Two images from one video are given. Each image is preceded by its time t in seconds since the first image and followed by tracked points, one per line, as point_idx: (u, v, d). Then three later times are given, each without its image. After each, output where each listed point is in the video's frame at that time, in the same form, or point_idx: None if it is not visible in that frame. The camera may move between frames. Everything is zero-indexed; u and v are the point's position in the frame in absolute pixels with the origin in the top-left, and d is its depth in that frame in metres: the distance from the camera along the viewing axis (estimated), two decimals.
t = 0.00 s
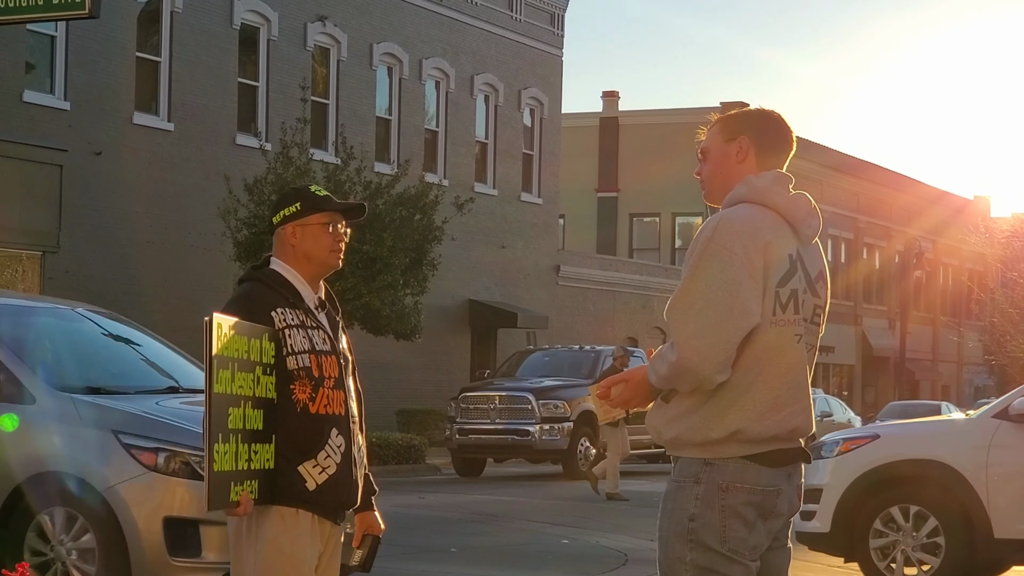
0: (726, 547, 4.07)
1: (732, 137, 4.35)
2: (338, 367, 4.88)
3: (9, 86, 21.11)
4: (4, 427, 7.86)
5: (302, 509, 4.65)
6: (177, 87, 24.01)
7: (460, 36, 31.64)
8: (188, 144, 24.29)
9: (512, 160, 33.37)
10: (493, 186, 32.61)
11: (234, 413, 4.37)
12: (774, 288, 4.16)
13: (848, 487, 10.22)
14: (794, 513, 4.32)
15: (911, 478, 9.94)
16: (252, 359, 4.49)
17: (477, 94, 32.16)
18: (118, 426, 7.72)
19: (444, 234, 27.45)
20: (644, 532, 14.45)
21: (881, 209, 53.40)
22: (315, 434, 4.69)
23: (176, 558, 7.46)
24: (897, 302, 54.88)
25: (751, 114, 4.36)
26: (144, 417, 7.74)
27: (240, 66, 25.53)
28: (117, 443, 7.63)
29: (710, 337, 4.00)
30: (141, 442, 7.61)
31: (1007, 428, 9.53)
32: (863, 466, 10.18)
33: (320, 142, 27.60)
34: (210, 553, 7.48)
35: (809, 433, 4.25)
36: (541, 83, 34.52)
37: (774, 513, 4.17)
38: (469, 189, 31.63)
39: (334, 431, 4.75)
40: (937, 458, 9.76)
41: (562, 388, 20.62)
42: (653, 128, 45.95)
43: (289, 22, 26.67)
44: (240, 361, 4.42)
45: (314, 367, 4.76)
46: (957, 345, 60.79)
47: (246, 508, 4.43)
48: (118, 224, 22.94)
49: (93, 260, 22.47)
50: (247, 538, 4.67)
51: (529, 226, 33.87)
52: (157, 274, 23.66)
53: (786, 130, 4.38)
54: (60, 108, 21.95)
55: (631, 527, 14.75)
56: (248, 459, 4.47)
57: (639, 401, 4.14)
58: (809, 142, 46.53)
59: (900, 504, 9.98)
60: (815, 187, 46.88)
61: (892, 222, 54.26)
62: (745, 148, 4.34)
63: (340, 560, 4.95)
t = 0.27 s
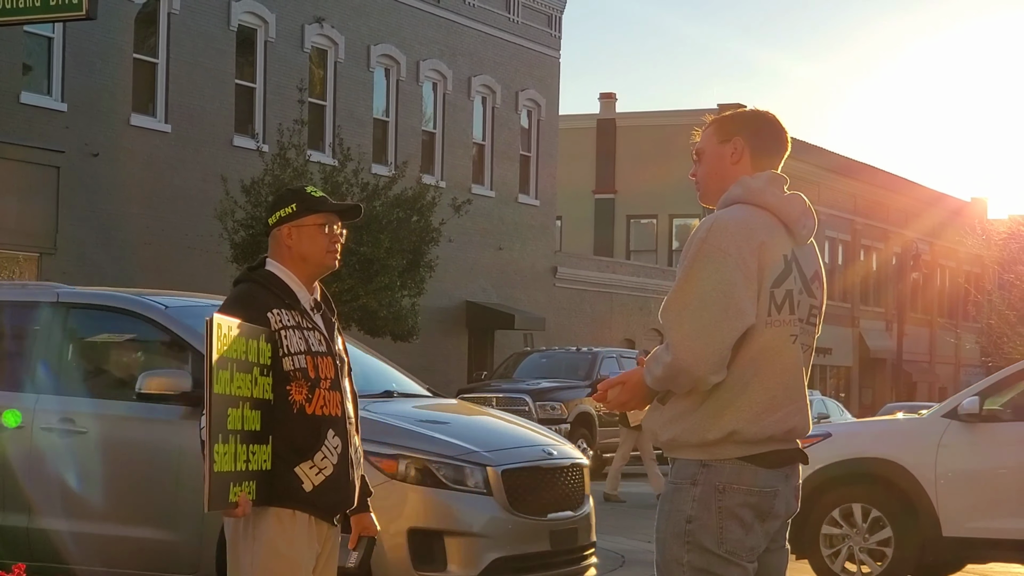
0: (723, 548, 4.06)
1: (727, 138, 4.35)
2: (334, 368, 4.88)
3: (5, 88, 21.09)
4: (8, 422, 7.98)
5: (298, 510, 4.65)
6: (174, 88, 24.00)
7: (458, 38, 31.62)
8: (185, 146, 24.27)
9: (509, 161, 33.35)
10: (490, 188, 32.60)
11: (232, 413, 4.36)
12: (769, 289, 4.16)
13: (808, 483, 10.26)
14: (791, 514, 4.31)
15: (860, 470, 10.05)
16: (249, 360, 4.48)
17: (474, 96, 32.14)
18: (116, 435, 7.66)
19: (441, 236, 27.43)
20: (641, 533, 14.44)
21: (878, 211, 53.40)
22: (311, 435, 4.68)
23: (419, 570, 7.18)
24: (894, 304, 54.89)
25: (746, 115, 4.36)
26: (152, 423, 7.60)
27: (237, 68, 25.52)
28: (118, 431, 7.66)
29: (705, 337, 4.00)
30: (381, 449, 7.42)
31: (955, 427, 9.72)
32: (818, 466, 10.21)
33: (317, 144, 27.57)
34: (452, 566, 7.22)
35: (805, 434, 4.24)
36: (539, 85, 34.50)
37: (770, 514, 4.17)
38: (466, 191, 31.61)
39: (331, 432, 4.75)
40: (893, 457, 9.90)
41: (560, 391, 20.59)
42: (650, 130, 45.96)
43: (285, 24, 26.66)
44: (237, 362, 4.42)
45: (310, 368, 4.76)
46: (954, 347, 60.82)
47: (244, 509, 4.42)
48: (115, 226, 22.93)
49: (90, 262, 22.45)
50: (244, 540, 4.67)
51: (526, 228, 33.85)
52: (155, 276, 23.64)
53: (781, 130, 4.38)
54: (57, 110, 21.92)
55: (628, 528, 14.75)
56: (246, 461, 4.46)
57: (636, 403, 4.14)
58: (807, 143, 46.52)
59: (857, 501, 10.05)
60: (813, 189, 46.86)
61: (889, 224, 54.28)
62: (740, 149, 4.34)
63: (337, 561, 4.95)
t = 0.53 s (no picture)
0: (720, 550, 4.06)
1: (723, 140, 4.36)
2: (329, 368, 4.88)
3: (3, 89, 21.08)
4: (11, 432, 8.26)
5: (294, 511, 4.65)
6: (171, 90, 24.00)
7: (456, 39, 31.64)
8: (183, 148, 24.27)
9: (507, 163, 33.37)
10: (488, 190, 32.62)
11: (227, 416, 4.37)
12: (764, 292, 4.16)
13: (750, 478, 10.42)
14: (788, 513, 4.32)
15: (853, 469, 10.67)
16: (245, 362, 4.49)
17: (472, 98, 32.17)
18: (116, 430, 7.95)
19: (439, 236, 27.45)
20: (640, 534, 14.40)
21: (876, 213, 53.48)
22: (307, 436, 4.68)
23: None
24: (891, 306, 54.98)
25: (742, 116, 4.37)
26: (150, 416, 7.88)
27: (234, 69, 25.53)
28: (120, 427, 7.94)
29: (701, 340, 4.00)
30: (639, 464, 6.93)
31: (883, 425, 10.67)
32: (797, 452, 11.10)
33: (315, 145, 27.57)
34: None
35: (800, 435, 4.25)
36: (536, 87, 34.53)
37: (767, 515, 4.17)
38: (464, 193, 31.62)
39: (326, 432, 4.75)
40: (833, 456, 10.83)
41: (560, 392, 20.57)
42: (648, 131, 45.99)
43: (283, 25, 26.66)
44: (233, 365, 4.42)
45: (306, 369, 4.76)
46: (951, 349, 60.94)
47: (239, 512, 4.43)
48: (113, 227, 22.92)
49: (88, 264, 22.46)
50: (242, 541, 4.67)
51: (524, 230, 33.88)
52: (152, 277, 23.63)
53: (777, 132, 4.39)
54: (54, 112, 21.92)
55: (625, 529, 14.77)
56: (241, 463, 4.47)
57: (633, 405, 4.14)
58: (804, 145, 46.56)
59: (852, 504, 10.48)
60: (811, 191, 46.91)
61: (887, 226, 54.39)
62: (736, 151, 4.35)
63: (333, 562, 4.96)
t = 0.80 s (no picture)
0: (717, 552, 4.06)
1: (720, 142, 4.36)
2: (325, 370, 4.88)
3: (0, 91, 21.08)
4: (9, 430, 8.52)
5: (290, 513, 4.66)
6: (169, 92, 24.00)
7: (453, 41, 31.64)
8: (180, 149, 24.27)
9: (505, 165, 33.37)
10: (485, 192, 32.62)
11: (222, 419, 4.37)
12: (762, 294, 4.17)
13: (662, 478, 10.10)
14: (786, 514, 4.32)
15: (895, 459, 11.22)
16: (240, 365, 4.49)
17: (469, 99, 32.17)
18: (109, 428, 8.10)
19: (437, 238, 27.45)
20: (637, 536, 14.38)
21: (873, 215, 53.52)
22: (302, 438, 4.68)
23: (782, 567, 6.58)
24: (888, 307, 55.02)
25: (738, 118, 4.37)
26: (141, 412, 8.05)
27: (232, 71, 25.52)
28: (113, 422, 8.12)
29: (698, 342, 4.01)
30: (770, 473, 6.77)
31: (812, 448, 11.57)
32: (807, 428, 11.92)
33: (312, 147, 27.57)
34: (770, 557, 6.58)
35: (797, 437, 4.25)
36: (534, 89, 34.52)
37: (764, 517, 4.17)
38: (461, 195, 31.62)
39: (322, 434, 4.75)
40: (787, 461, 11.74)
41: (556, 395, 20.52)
42: (645, 133, 46.02)
43: (280, 27, 26.65)
44: (229, 367, 4.43)
45: (301, 371, 4.76)
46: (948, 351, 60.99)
47: (236, 514, 4.43)
48: (110, 229, 22.92)
49: (85, 266, 22.46)
50: (238, 543, 4.68)
51: (521, 231, 33.89)
52: (150, 279, 23.62)
53: (774, 134, 4.39)
54: (51, 113, 21.91)
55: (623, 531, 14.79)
56: (237, 465, 4.47)
57: (630, 406, 4.15)
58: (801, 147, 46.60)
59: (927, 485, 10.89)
60: (808, 193, 46.95)
61: (884, 228, 54.44)
62: (733, 153, 4.35)
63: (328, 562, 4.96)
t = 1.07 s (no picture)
0: (717, 554, 4.07)
1: (720, 144, 4.36)
2: (322, 372, 4.88)
3: None
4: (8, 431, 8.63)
5: (287, 515, 4.66)
6: (168, 93, 23.99)
7: (452, 42, 31.64)
8: (180, 151, 24.27)
9: (504, 166, 33.38)
10: (485, 193, 32.61)
11: (223, 420, 4.38)
12: (762, 296, 4.17)
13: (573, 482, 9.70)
14: (786, 516, 4.31)
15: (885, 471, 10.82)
16: (240, 367, 4.50)
17: (468, 101, 32.18)
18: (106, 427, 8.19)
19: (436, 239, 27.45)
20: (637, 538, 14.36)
21: (872, 217, 53.54)
22: (298, 439, 4.68)
23: None
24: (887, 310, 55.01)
25: (737, 121, 4.38)
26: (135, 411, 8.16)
27: (231, 72, 25.52)
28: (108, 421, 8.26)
29: (700, 342, 4.00)
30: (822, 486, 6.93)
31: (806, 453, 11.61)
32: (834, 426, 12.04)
33: (311, 148, 27.57)
34: None
35: (797, 438, 4.25)
36: (533, 90, 34.52)
37: (763, 519, 4.17)
38: (461, 197, 31.62)
39: (319, 436, 4.75)
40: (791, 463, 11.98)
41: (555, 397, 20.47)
42: (644, 135, 46.03)
43: (280, 28, 26.66)
44: (229, 369, 4.44)
45: (298, 373, 4.76)
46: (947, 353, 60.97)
47: (236, 515, 4.43)
48: (110, 230, 22.91)
49: (85, 266, 22.45)
50: (235, 544, 4.67)
51: (521, 233, 33.89)
52: (149, 280, 23.62)
53: (773, 136, 4.40)
54: (51, 114, 21.92)
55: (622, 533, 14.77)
56: (237, 466, 4.48)
57: (630, 408, 4.14)
58: (801, 150, 46.61)
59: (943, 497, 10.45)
60: (807, 196, 46.96)
61: (883, 230, 54.43)
62: (733, 155, 4.35)
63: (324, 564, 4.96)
